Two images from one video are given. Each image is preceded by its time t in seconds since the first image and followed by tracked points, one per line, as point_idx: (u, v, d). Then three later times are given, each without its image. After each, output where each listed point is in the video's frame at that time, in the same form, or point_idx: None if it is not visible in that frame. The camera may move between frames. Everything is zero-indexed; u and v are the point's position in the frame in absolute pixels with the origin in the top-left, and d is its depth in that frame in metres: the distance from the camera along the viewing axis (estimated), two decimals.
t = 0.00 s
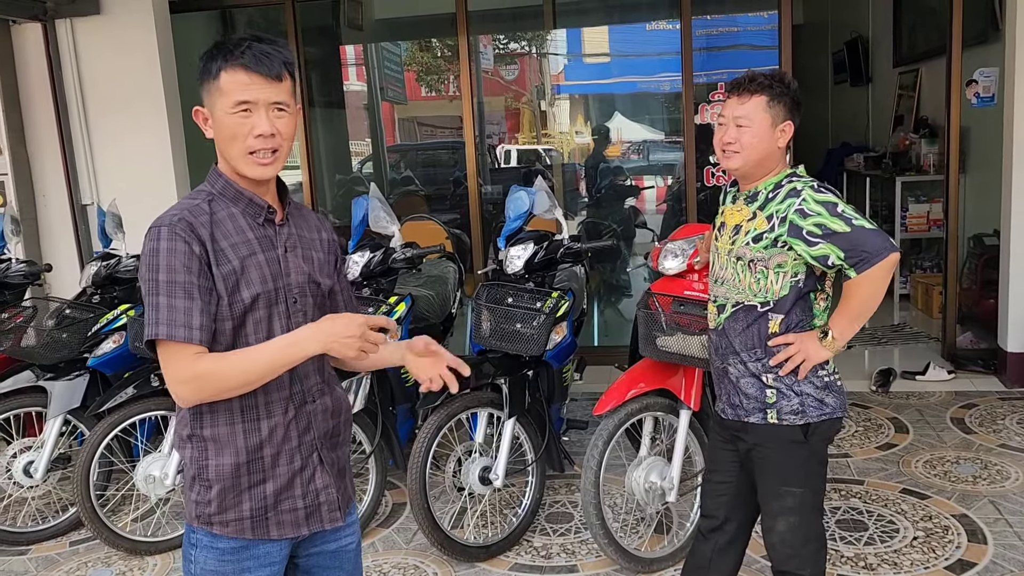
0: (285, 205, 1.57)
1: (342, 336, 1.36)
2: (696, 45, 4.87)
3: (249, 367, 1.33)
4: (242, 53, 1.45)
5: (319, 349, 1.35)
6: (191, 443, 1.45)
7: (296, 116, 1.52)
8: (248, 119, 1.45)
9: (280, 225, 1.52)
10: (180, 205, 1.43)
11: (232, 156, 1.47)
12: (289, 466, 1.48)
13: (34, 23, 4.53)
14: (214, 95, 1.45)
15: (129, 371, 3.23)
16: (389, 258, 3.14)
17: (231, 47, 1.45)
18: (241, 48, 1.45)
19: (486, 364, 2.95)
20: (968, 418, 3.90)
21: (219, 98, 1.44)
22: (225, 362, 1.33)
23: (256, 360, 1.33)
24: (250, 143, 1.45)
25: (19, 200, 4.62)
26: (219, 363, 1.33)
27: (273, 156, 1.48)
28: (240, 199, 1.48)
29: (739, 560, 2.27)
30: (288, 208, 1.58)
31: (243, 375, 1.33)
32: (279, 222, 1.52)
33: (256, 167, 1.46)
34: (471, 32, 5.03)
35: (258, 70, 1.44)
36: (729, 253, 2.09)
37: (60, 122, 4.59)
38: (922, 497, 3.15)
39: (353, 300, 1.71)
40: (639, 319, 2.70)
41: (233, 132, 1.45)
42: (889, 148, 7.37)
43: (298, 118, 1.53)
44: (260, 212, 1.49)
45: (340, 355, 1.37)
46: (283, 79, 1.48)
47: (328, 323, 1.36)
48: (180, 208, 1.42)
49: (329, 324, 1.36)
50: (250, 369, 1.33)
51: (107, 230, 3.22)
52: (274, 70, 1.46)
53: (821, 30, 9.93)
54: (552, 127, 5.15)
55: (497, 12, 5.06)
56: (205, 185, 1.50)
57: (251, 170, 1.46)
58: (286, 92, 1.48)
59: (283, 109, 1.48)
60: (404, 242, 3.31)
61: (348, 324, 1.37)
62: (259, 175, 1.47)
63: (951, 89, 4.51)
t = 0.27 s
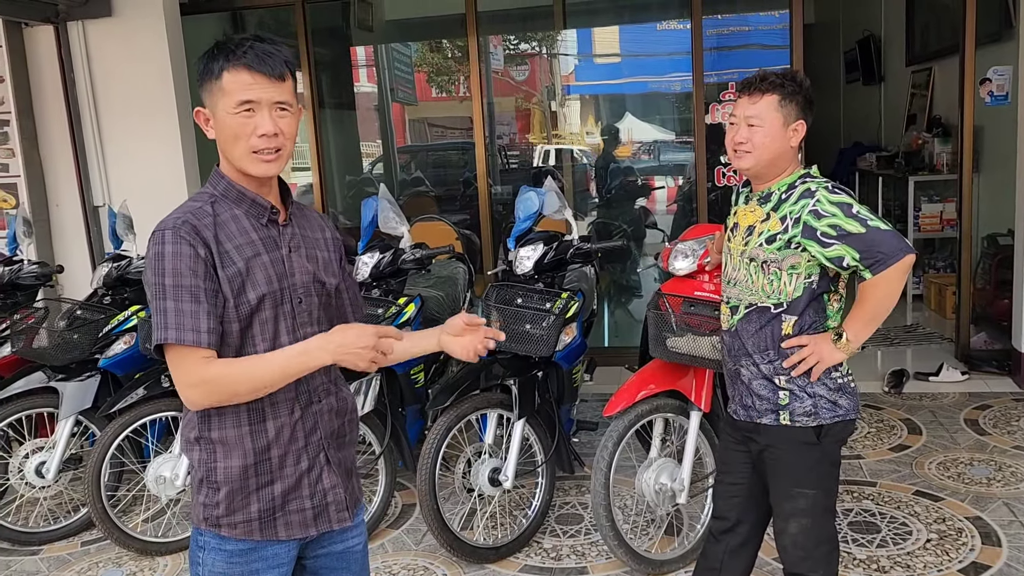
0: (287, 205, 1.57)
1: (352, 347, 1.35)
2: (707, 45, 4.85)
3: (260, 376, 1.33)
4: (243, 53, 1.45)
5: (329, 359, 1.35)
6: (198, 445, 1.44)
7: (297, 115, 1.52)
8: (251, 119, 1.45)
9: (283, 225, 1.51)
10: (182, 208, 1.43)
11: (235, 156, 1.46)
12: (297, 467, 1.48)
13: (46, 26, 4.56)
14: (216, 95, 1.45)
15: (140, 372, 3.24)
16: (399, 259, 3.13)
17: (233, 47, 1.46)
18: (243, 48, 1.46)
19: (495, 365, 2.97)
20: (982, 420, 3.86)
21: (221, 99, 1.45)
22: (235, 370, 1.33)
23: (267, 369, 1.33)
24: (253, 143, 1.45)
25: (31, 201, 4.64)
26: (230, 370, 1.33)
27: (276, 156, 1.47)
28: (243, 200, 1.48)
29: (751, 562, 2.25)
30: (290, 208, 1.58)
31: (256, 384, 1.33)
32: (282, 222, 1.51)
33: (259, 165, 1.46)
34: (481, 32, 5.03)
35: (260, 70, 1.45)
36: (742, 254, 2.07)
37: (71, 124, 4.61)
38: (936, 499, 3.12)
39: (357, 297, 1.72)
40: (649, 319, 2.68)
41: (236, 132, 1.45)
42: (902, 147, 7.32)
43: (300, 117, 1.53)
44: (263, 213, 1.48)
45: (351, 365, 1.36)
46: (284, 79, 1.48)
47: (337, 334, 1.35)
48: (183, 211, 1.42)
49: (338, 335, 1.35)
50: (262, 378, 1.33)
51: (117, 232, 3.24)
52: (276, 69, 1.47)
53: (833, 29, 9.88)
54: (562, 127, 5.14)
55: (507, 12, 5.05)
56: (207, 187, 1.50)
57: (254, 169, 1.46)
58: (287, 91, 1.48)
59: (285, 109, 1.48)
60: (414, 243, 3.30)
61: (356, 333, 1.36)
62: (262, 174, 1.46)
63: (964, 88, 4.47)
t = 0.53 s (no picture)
0: (293, 205, 1.57)
1: (305, 505, 1.38)
2: (720, 44, 4.83)
3: (239, 436, 1.36)
4: (249, 54, 1.46)
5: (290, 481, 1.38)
6: (206, 444, 1.46)
7: (303, 114, 1.53)
8: (257, 118, 1.45)
9: (288, 225, 1.51)
10: (188, 208, 1.44)
11: (241, 156, 1.47)
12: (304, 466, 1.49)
13: (62, 28, 4.60)
14: (223, 95, 1.46)
15: (152, 371, 3.25)
16: (410, 259, 3.14)
17: (240, 47, 1.47)
18: (249, 48, 1.47)
19: (507, 364, 2.96)
20: (997, 421, 3.82)
21: (228, 99, 1.45)
22: (231, 403, 1.36)
23: (247, 431, 1.36)
24: (260, 143, 1.45)
25: (47, 202, 4.69)
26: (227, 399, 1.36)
27: (282, 155, 1.48)
28: (248, 200, 1.48)
29: (763, 563, 2.24)
30: (297, 208, 1.58)
31: (232, 438, 1.36)
32: (287, 222, 1.51)
33: (266, 165, 1.47)
34: (493, 33, 5.04)
35: (267, 70, 1.46)
36: (755, 254, 2.06)
37: (87, 126, 4.66)
38: (949, 500, 3.09)
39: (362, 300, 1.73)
40: (659, 318, 2.67)
41: (242, 132, 1.45)
42: (917, 146, 7.27)
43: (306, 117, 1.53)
44: (269, 212, 1.48)
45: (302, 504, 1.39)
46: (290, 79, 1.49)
47: (304, 479, 1.38)
48: (189, 211, 1.43)
49: (301, 483, 1.38)
50: (239, 438, 1.36)
51: (131, 232, 3.27)
52: (283, 69, 1.48)
53: (846, 27, 9.82)
54: (575, 127, 5.13)
55: (519, 12, 5.06)
56: (213, 187, 1.50)
57: (260, 169, 1.47)
58: (293, 91, 1.49)
59: (291, 108, 1.49)
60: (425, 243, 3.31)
61: (318, 491, 1.39)
62: (269, 174, 1.47)
63: (980, 86, 4.43)
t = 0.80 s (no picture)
0: (312, 205, 1.59)
1: (180, 546, 1.39)
2: (735, 42, 4.81)
3: (176, 451, 1.40)
4: (265, 55, 1.48)
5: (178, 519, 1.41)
6: (220, 439, 1.47)
7: (321, 115, 1.54)
8: (272, 118, 1.47)
9: (304, 225, 1.53)
10: (204, 206, 1.46)
11: (259, 155, 1.49)
12: (316, 463, 1.50)
13: (80, 29, 4.65)
14: (240, 95, 1.48)
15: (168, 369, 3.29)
16: (423, 257, 3.15)
17: (258, 48, 1.49)
18: (267, 49, 1.48)
19: (518, 363, 2.96)
20: (1014, 421, 3.79)
21: (245, 99, 1.48)
22: (188, 412, 1.40)
23: (184, 448, 1.40)
24: (276, 142, 1.47)
25: (65, 201, 4.75)
26: (187, 407, 1.40)
27: (298, 155, 1.49)
28: (266, 198, 1.49)
29: (774, 562, 2.24)
30: (315, 208, 1.60)
31: (170, 448, 1.40)
32: (304, 222, 1.53)
33: (282, 164, 1.48)
34: (507, 31, 5.05)
35: (283, 71, 1.47)
36: (767, 254, 2.06)
37: (104, 126, 4.71)
38: (964, 501, 3.07)
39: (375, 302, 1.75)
40: (671, 317, 2.67)
41: (259, 132, 1.47)
42: (934, 144, 7.21)
43: (323, 118, 1.55)
44: (286, 212, 1.50)
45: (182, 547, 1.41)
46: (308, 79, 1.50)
47: (189, 523, 1.40)
48: (204, 209, 1.44)
49: (183, 526, 1.40)
50: (176, 453, 1.40)
51: (147, 231, 3.30)
52: (298, 69, 1.48)
53: (862, 25, 9.76)
54: (589, 126, 5.14)
55: (532, 11, 5.07)
56: (232, 185, 1.52)
57: (278, 168, 1.48)
58: (311, 92, 1.50)
59: (306, 109, 1.50)
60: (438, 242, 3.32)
61: (200, 540, 1.40)
62: (284, 173, 1.48)
63: (998, 83, 4.39)
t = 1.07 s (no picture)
0: (329, 201, 1.58)
1: (229, 538, 1.39)
2: (748, 38, 4.80)
3: (212, 444, 1.40)
4: (277, 53, 1.48)
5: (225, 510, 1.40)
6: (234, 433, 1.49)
7: (333, 112, 1.53)
8: (281, 114, 1.47)
9: (320, 222, 1.53)
10: (221, 201, 1.47)
11: (271, 150, 1.49)
12: (328, 458, 1.51)
13: (94, 27, 4.68)
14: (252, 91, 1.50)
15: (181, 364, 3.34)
16: (434, 254, 3.17)
17: (271, 46, 1.50)
18: (279, 46, 1.49)
19: (530, 359, 2.96)
20: None
21: (257, 96, 1.49)
22: (219, 405, 1.40)
23: (219, 440, 1.40)
24: (285, 139, 1.47)
25: (80, 198, 4.79)
26: (218, 401, 1.40)
27: (307, 150, 1.49)
28: (281, 195, 1.50)
29: (785, 560, 2.23)
30: (333, 204, 1.59)
31: (204, 441, 1.40)
32: (319, 218, 1.53)
33: (291, 160, 1.48)
34: (520, 28, 5.05)
35: (293, 68, 1.47)
36: (779, 251, 2.05)
37: (118, 123, 4.73)
38: (978, 500, 3.05)
39: (397, 297, 1.72)
40: (682, 314, 2.66)
41: (269, 128, 1.48)
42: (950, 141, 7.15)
43: (336, 114, 1.54)
44: (301, 208, 1.50)
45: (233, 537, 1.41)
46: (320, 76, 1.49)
47: (235, 513, 1.39)
48: (221, 205, 1.45)
49: (230, 518, 1.39)
50: (211, 446, 1.40)
51: (161, 228, 3.32)
52: (308, 66, 1.48)
53: (877, 20, 9.69)
54: (601, 123, 5.13)
55: (545, 8, 5.06)
56: (251, 181, 1.53)
57: (287, 163, 1.48)
58: (324, 89, 1.50)
59: (315, 105, 1.49)
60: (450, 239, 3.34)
61: (246, 531, 1.39)
62: (294, 168, 1.48)
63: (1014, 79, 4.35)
